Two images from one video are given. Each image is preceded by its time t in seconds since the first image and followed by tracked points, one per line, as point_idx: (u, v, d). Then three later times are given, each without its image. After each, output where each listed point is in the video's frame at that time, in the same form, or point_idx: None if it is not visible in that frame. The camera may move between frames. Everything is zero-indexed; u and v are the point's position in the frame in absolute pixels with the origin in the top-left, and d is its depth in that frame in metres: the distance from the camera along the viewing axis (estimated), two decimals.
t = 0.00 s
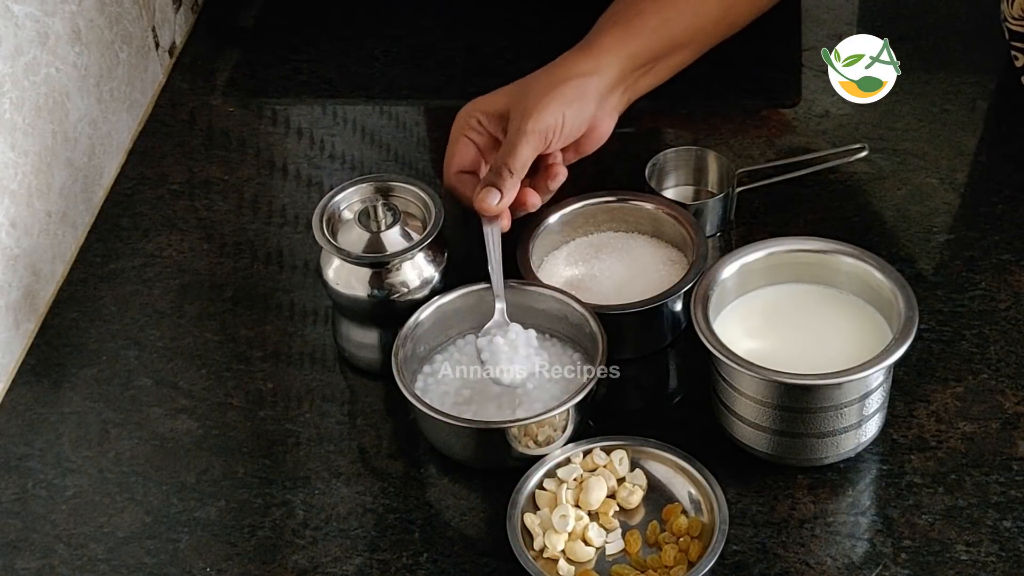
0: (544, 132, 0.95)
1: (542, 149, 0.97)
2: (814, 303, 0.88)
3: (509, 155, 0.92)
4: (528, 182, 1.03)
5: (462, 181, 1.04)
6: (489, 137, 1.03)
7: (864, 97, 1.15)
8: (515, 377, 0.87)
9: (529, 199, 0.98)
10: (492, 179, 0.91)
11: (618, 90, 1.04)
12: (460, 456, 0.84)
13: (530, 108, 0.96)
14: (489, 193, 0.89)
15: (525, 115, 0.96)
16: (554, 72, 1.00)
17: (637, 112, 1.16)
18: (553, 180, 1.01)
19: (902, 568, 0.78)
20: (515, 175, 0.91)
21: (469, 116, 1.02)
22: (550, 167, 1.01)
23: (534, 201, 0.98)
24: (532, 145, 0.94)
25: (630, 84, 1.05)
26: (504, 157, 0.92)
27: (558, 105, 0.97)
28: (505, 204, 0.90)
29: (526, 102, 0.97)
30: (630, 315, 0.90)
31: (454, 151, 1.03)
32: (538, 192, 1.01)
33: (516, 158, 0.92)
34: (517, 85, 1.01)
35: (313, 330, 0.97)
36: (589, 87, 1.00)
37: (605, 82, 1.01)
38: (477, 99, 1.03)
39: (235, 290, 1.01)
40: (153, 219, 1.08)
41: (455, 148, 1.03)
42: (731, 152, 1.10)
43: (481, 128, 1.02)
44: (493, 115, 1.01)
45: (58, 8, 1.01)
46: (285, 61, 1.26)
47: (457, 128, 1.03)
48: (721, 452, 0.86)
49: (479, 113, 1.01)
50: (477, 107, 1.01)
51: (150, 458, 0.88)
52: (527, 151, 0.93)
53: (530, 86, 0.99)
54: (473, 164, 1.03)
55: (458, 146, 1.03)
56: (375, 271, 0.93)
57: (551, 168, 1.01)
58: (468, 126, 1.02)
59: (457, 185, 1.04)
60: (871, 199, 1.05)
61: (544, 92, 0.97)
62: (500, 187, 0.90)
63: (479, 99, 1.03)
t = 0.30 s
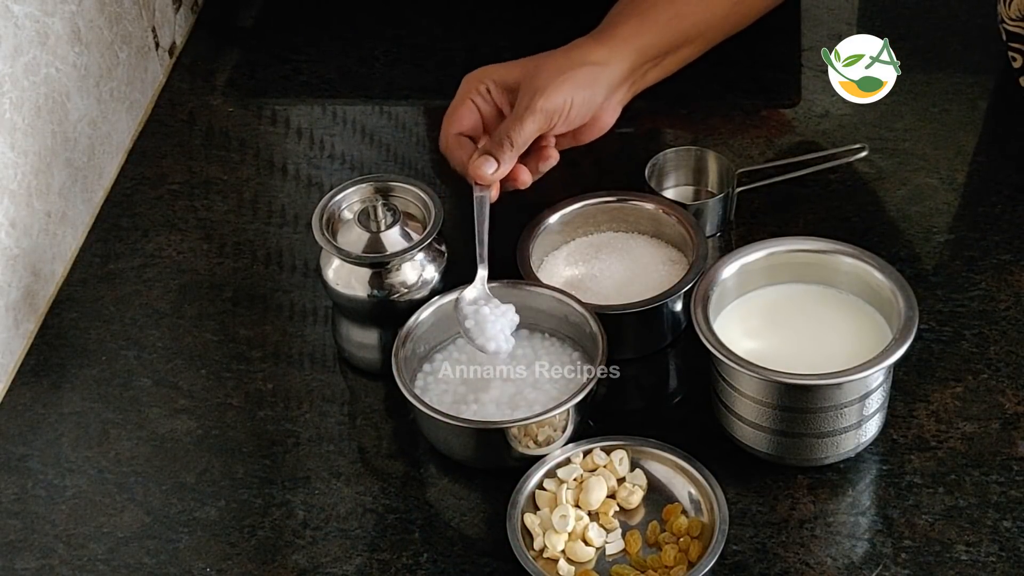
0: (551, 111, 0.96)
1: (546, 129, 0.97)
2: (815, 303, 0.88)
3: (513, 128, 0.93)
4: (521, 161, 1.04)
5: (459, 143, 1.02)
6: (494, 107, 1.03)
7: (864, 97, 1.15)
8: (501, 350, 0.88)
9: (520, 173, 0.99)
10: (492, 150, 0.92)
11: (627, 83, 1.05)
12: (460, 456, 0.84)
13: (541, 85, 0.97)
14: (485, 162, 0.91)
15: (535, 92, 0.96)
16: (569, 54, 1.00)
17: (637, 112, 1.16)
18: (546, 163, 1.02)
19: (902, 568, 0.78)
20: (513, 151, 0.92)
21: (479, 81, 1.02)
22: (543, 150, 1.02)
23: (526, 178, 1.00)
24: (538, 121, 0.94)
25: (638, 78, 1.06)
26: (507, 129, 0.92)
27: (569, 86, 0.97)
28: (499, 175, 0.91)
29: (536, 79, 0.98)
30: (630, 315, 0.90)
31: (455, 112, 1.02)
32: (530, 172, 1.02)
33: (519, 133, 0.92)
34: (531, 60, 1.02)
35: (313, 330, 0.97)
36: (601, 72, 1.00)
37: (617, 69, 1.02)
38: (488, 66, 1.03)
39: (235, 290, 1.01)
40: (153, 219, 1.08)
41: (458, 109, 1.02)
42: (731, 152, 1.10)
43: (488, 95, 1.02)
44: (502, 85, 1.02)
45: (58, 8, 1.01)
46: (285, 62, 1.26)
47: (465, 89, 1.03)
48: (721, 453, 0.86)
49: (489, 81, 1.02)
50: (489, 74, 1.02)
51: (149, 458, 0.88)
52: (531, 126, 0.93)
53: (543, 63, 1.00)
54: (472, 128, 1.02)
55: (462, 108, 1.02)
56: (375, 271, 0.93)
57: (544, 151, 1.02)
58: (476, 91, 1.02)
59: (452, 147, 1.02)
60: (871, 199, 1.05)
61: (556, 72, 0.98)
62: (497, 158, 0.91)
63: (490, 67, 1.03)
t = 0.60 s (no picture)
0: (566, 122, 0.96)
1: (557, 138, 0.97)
2: (815, 303, 0.88)
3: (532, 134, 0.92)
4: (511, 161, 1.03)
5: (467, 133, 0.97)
6: (506, 100, 0.99)
7: (864, 97, 1.15)
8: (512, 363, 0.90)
9: (521, 175, 0.96)
10: (505, 150, 0.91)
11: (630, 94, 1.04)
12: (460, 456, 0.85)
13: (561, 95, 0.96)
14: (496, 164, 0.89)
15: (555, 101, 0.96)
16: (587, 61, 1.00)
17: (637, 112, 1.16)
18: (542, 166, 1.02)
19: (902, 569, 0.78)
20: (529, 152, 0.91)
21: (497, 73, 0.98)
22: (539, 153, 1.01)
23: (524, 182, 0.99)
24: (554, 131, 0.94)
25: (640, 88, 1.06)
26: (525, 133, 0.92)
27: (586, 98, 0.97)
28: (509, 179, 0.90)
29: (559, 85, 0.97)
30: (630, 315, 0.90)
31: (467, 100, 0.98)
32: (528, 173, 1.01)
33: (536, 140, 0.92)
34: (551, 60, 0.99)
35: (313, 330, 0.97)
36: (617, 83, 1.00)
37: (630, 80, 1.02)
38: (505, 58, 0.99)
39: (235, 290, 1.01)
40: (153, 219, 1.08)
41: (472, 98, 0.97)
42: (731, 152, 1.10)
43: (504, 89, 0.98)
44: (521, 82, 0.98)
45: (58, 8, 1.01)
46: (286, 62, 1.26)
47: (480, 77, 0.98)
48: (721, 453, 0.86)
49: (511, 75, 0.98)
50: (509, 69, 0.98)
51: (150, 458, 0.88)
52: (547, 134, 0.93)
53: (565, 68, 0.98)
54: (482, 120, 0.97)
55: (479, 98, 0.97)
56: (375, 271, 0.93)
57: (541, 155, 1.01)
58: (494, 82, 0.98)
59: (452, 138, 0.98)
60: (871, 199, 1.05)
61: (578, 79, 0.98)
62: (509, 160, 0.90)
63: (508, 59, 0.99)
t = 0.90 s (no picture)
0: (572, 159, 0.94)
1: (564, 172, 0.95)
2: (815, 303, 0.88)
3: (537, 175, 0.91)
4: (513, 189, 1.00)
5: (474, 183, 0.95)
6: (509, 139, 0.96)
7: (864, 97, 1.15)
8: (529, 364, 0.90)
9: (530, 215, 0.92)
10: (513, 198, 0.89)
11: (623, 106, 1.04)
12: (460, 455, 0.84)
13: (569, 131, 0.94)
14: (506, 212, 0.88)
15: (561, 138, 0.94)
16: (589, 89, 0.97)
17: (636, 112, 1.16)
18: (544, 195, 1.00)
19: (902, 569, 0.78)
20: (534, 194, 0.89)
21: (500, 114, 0.95)
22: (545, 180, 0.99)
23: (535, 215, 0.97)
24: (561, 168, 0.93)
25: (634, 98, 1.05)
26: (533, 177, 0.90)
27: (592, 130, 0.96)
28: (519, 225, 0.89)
29: (562, 121, 0.95)
30: (630, 315, 0.90)
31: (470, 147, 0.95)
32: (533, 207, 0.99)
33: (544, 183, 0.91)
34: (550, 93, 0.96)
35: (313, 330, 0.97)
36: (619, 106, 0.99)
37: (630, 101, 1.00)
38: (501, 96, 0.96)
39: (235, 290, 1.01)
40: (153, 219, 1.08)
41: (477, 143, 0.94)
42: (731, 152, 1.10)
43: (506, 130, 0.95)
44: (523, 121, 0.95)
45: (58, 8, 1.01)
46: (286, 62, 1.26)
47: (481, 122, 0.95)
48: (721, 452, 0.86)
49: (513, 116, 0.95)
50: (509, 109, 0.95)
51: (150, 458, 0.88)
52: (555, 175, 0.92)
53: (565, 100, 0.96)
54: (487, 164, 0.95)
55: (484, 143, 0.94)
56: (375, 271, 0.93)
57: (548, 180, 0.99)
58: (497, 124, 0.94)
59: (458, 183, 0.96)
60: (872, 199, 1.05)
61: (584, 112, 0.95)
62: (517, 206, 0.89)
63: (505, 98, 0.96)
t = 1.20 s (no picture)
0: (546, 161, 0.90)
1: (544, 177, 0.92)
2: (815, 303, 0.88)
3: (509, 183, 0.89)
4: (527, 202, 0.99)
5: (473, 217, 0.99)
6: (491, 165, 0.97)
7: (864, 97, 1.15)
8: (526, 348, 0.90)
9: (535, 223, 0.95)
10: (498, 215, 0.88)
11: (617, 103, 1.00)
12: (460, 455, 0.85)
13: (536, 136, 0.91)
14: (496, 231, 0.87)
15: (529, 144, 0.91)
16: (553, 93, 0.94)
17: (636, 112, 1.16)
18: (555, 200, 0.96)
19: (903, 569, 0.78)
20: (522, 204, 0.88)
21: (471, 146, 0.96)
22: (548, 185, 0.96)
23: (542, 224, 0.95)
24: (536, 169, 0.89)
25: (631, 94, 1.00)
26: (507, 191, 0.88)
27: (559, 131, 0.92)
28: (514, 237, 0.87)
29: (523, 130, 0.92)
30: (630, 315, 0.90)
31: (457, 185, 0.98)
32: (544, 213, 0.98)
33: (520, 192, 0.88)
34: (514, 109, 0.95)
35: (313, 330, 0.97)
36: (591, 105, 0.95)
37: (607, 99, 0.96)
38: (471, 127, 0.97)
39: (235, 290, 1.01)
40: (154, 219, 1.08)
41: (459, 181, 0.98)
42: (731, 152, 1.10)
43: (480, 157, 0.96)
44: (491, 144, 0.96)
45: (58, 8, 1.01)
46: (286, 62, 1.26)
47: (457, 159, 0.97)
48: (721, 452, 0.86)
49: (478, 144, 0.95)
50: (475, 137, 0.96)
51: (150, 458, 0.88)
52: (532, 181, 0.88)
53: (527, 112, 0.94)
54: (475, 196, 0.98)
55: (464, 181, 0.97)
56: (375, 271, 0.93)
57: (551, 186, 0.96)
58: (470, 158, 0.96)
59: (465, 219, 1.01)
60: (872, 199, 1.05)
61: (544, 117, 0.92)
62: (507, 222, 0.87)
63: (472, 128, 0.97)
